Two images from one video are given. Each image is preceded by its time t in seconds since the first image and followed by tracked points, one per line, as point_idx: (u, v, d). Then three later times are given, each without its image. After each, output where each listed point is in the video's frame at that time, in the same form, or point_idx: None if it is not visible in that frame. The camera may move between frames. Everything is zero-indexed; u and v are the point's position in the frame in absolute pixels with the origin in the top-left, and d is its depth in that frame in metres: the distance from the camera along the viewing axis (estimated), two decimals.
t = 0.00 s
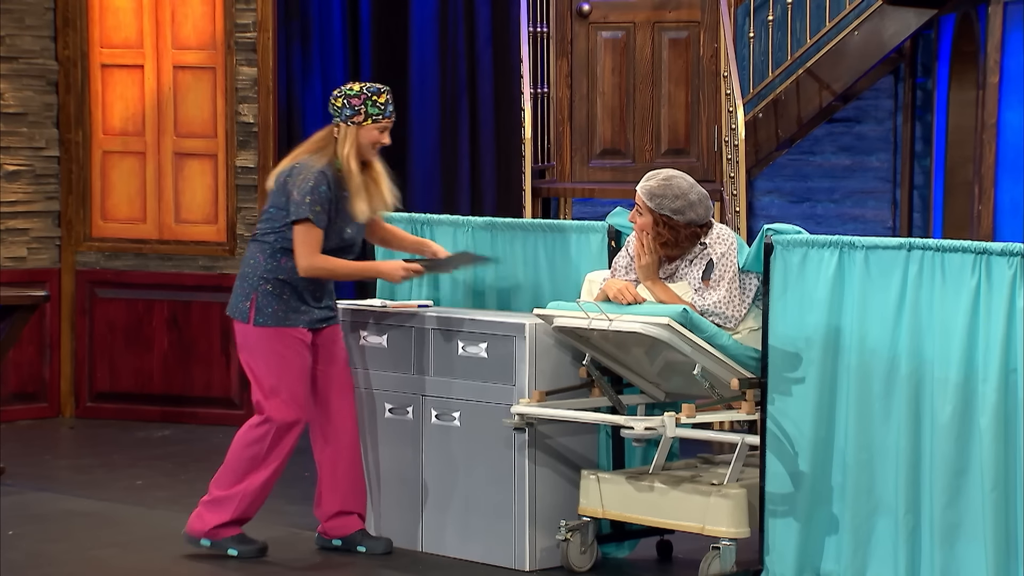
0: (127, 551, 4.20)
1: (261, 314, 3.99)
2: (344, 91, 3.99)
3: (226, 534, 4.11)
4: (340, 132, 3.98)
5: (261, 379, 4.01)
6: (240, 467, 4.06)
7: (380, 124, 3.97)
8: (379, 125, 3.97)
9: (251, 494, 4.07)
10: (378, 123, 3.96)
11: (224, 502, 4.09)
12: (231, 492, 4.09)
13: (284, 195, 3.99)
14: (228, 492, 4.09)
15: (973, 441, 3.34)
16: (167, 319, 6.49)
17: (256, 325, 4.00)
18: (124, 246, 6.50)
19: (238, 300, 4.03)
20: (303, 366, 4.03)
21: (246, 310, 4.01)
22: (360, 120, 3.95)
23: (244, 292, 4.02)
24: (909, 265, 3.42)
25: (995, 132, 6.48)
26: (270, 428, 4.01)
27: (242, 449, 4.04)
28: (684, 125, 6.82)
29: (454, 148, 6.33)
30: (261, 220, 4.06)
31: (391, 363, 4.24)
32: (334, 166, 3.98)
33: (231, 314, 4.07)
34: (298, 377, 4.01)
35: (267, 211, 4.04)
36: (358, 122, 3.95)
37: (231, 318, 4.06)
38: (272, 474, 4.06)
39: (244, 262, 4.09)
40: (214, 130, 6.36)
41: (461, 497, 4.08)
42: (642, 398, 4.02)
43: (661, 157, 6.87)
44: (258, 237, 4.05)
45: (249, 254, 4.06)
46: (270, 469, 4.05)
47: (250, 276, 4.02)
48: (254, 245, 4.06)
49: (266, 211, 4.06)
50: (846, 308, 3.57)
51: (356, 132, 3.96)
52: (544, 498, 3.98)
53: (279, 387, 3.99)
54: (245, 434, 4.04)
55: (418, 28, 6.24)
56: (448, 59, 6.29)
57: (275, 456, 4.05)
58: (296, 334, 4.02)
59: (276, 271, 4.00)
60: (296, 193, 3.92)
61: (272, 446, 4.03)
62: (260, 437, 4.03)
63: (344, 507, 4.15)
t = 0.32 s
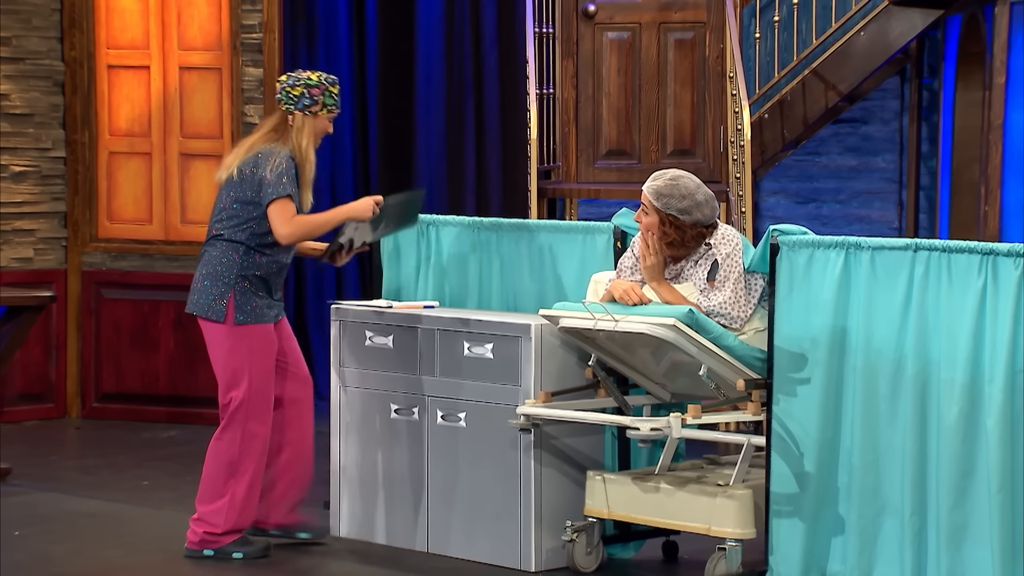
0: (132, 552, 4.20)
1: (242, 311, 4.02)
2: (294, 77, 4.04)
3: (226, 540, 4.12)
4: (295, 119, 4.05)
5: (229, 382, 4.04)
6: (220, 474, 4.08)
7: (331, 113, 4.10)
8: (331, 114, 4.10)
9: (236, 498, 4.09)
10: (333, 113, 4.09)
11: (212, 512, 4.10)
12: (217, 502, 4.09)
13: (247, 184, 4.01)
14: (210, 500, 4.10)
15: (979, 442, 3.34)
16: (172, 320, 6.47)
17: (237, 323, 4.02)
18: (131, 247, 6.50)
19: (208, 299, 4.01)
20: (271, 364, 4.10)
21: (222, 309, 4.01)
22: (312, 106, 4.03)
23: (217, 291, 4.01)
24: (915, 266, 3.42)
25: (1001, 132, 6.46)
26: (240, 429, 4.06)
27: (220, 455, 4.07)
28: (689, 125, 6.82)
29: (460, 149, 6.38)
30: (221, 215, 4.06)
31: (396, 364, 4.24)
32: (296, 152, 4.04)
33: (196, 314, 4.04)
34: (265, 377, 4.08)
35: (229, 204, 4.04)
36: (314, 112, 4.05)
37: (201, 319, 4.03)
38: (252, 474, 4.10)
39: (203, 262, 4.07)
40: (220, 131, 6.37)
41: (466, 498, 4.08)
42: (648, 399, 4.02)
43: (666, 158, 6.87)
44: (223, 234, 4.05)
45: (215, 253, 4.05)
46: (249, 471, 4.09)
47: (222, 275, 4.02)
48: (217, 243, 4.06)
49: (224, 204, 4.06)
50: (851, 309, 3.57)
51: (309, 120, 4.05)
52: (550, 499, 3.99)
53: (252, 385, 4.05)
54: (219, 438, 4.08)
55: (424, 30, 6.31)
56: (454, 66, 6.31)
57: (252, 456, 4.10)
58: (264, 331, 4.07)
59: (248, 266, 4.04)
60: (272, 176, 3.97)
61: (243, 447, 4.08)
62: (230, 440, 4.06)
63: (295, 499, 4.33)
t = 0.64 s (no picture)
0: (148, 552, 4.21)
1: (254, 305, 4.10)
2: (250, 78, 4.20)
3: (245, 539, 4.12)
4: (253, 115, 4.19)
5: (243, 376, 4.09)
6: (238, 468, 4.10)
7: (286, 102, 4.16)
8: (287, 103, 4.16)
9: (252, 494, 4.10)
10: (285, 101, 4.14)
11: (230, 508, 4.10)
12: (234, 497, 4.10)
13: (237, 183, 4.10)
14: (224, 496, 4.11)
15: (996, 443, 3.34)
16: (187, 321, 6.47)
17: (251, 318, 4.10)
18: (147, 248, 6.51)
19: (220, 297, 4.09)
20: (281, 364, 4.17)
21: (233, 305, 4.09)
22: (262, 96, 4.15)
23: (227, 289, 4.09)
24: (931, 266, 3.41)
25: (1018, 132, 6.43)
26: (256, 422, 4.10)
27: (237, 449, 4.09)
28: (704, 126, 6.82)
29: (475, 150, 6.48)
30: (219, 217, 4.15)
31: (411, 364, 4.24)
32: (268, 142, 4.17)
33: (206, 313, 4.11)
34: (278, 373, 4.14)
35: (225, 206, 4.13)
36: (264, 103, 4.15)
37: (210, 319, 4.10)
38: (266, 469, 4.12)
39: (205, 264, 4.15)
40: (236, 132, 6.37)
41: (481, 498, 4.08)
42: (663, 400, 4.02)
43: (681, 159, 6.86)
44: (225, 235, 4.14)
45: (221, 253, 4.13)
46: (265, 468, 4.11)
47: (231, 273, 4.11)
48: (220, 243, 4.14)
49: (219, 207, 4.15)
50: (868, 309, 3.56)
51: (263, 112, 4.16)
52: (565, 500, 3.98)
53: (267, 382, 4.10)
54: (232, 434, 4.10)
55: (439, 31, 6.38)
56: (468, 66, 6.42)
57: (266, 450, 4.13)
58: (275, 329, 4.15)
59: (253, 261, 4.14)
60: (264, 170, 4.06)
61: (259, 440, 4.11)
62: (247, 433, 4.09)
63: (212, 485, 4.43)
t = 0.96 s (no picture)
0: (158, 553, 4.21)
1: (275, 304, 4.32)
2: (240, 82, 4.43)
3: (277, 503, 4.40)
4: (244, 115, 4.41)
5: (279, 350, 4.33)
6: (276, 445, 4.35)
7: (273, 101, 4.38)
8: (274, 102, 4.38)
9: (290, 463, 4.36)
10: (273, 100, 4.36)
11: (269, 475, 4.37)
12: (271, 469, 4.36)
13: (242, 185, 4.29)
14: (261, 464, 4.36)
15: (1007, 445, 3.35)
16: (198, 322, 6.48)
17: (274, 316, 4.32)
18: (156, 249, 6.51)
19: (242, 301, 4.29)
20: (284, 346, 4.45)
21: (257, 306, 4.29)
22: (250, 99, 4.37)
23: (248, 292, 4.29)
24: (942, 268, 3.42)
25: None
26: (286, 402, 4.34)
27: (279, 421, 4.33)
28: (714, 128, 6.81)
29: (484, 152, 6.49)
30: (227, 221, 4.33)
31: (420, 366, 4.24)
32: (259, 141, 4.38)
33: (230, 316, 4.30)
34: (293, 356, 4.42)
35: (232, 210, 4.31)
36: (253, 104, 4.38)
37: (236, 320, 4.29)
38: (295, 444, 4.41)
39: (218, 267, 4.33)
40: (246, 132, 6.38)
41: (490, 499, 4.08)
42: (672, 402, 4.02)
43: (691, 160, 6.85)
44: (237, 237, 4.33)
45: (236, 257, 4.32)
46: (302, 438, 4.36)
47: (249, 276, 4.31)
48: (233, 247, 4.33)
49: (226, 210, 4.33)
50: (877, 311, 3.56)
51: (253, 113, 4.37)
52: (574, 502, 3.98)
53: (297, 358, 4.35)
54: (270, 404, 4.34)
55: (449, 33, 6.39)
56: (478, 68, 6.44)
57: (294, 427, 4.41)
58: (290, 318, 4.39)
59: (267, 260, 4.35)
60: (264, 167, 4.28)
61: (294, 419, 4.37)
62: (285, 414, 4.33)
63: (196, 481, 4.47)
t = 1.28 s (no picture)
0: (157, 555, 4.20)
1: (311, 305, 4.52)
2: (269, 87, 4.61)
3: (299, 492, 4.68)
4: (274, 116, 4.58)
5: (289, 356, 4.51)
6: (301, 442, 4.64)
7: (296, 96, 4.52)
8: (297, 98, 4.51)
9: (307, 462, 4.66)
10: (295, 96, 4.50)
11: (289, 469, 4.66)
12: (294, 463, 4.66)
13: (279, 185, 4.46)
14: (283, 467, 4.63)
15: (1006, 446, 3.36)
16: (197, 324, 6.48)
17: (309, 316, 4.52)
18: (156, 250, 6.52)
19: (282, 298, 4.47)
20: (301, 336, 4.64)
21: (295, 304, 4.49)
22: (275, 99, 4.53)
23: (288, 289, 4.48)
24: (941, 270, 3.43)
25: None
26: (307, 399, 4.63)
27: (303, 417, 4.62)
28: (713, 129, 6.81)
29: (483, 153, 6.49)
30: (267, 218, 4.50)
31: (420, 367, 4.24)
32: (289, 139, 4.53)
33: (268, 312, 4.48)
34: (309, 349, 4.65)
35: (273, 209, 4.48)
36: (278, 105, 4.54)
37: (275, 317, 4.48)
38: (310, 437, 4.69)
39: (260, 263, 4.50)
40: (245, 135, 6.38)
41: (489, 500, 4.08)
42: (672, 403, 4.01)
43: (690, 161, 6.84)
44: (279, 235, 4.50)
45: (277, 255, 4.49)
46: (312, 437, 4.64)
47: (290, 274, 4.49)
48: (274, 243, 4.50)
49: (266, 208, 4.50)
50: (876, 312, 3.56)
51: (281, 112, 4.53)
52: (573, 503, 3.98)
53: (310, 361, 4.55)
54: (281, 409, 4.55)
55: (448, 35, 6.40)
56: (477, 71, 6.44)
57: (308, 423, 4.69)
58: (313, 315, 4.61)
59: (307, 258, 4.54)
60: (295, 167, 4.44)
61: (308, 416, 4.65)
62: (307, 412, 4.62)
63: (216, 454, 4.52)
